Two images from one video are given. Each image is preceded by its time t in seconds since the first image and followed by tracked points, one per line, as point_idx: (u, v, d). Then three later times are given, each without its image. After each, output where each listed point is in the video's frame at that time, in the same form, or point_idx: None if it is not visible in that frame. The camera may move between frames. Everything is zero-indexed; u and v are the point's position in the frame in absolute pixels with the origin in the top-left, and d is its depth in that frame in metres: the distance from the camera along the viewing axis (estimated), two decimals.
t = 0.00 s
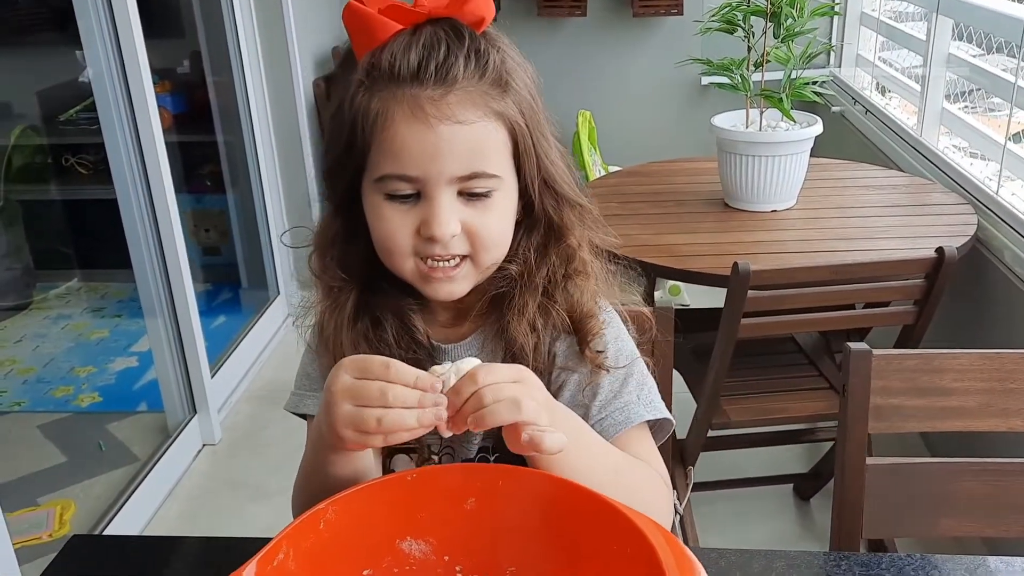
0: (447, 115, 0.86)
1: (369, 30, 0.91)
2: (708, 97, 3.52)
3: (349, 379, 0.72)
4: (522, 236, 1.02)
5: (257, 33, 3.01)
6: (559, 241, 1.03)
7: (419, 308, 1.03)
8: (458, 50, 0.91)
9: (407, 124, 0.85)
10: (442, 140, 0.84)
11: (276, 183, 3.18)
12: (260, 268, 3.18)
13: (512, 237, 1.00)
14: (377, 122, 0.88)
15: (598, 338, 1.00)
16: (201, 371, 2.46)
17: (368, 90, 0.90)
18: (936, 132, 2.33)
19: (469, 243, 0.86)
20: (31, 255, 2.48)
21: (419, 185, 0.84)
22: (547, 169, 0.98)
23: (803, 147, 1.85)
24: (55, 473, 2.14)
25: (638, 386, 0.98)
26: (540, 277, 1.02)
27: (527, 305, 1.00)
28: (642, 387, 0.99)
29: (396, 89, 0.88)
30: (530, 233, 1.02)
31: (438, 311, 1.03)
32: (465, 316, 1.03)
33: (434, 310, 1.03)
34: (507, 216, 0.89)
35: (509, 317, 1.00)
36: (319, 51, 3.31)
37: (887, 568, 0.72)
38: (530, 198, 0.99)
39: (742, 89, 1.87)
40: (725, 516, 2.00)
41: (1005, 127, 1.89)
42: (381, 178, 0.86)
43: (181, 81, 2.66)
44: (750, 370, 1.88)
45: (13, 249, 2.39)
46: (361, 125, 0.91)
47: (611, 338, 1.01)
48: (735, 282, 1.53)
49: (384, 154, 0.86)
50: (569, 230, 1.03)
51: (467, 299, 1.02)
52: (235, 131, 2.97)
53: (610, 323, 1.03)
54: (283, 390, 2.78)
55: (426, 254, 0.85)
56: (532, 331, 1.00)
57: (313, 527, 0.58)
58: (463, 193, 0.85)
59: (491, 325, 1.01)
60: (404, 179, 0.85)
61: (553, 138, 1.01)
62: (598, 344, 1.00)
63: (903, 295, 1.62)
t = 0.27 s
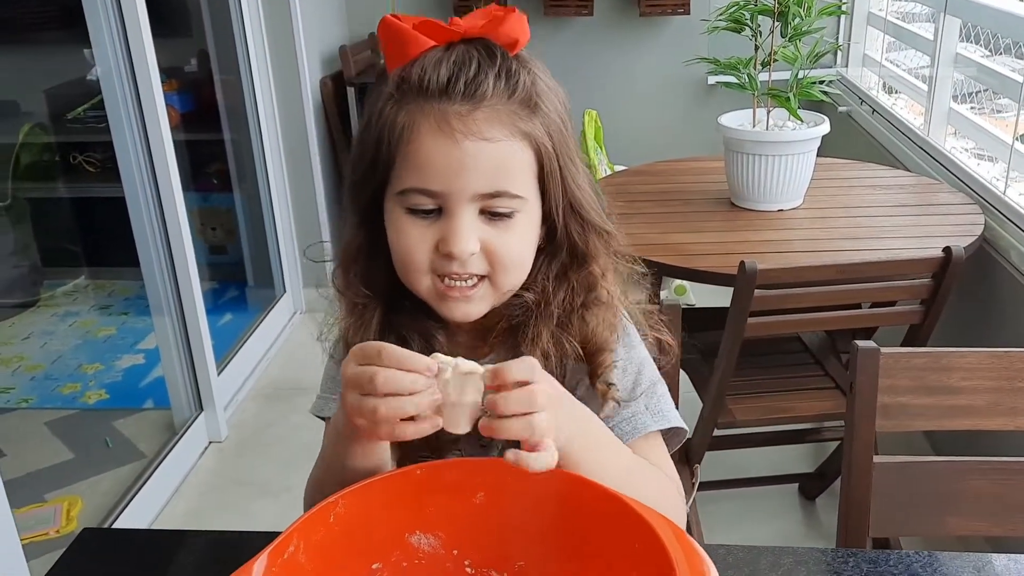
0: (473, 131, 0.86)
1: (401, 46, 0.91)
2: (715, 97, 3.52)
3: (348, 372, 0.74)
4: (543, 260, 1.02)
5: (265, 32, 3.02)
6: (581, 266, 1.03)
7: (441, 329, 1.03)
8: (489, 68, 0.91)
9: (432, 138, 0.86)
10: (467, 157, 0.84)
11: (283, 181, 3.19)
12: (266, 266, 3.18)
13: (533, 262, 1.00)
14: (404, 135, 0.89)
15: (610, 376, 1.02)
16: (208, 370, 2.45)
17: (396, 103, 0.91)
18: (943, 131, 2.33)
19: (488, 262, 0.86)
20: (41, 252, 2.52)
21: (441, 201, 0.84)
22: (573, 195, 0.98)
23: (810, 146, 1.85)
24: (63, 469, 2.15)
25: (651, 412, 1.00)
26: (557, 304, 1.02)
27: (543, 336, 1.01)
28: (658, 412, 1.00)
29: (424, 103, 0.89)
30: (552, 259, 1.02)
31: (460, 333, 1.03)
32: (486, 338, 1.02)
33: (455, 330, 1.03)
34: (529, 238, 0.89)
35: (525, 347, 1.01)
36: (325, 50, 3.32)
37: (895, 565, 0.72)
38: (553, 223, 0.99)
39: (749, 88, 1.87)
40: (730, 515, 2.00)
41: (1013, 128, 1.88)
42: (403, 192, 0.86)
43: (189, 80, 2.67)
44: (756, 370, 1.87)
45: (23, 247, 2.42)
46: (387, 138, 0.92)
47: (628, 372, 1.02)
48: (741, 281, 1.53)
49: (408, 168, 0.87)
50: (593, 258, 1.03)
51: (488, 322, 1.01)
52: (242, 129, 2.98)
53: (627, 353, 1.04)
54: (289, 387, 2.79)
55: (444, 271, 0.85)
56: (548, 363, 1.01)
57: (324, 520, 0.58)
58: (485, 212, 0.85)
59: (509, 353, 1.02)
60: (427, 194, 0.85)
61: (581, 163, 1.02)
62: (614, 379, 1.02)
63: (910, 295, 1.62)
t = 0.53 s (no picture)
0: (496, 154, 0.87)
1: (433, 71, 0.94)
2: (718, 97, 3.51)
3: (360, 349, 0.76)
4: (561, 292, 1.05)
5: (269, 31, 3.01)
6: (595, 299, 1.05)
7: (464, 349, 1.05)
8: (516, 96, 0.94)
9: (456, 159, 0.87)
10: (488, 178, 0.85)
11: (286, 180, 3.19)
12: (269, 264, 3.18)
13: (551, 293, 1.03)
14: (428, 156, 0.90)
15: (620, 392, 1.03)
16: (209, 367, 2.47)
17: (422, 126, 0.93)
18: (948, 133, 2.32)
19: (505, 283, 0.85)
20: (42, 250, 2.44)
21: (461, 221, 0.85)
22: (592, 224, 1.00)
23: (814, 147, 1.84)
24: (65, 467, 2.15)
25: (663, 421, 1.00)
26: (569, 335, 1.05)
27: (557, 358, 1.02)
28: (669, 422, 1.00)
29: (449, 126, 0.91)
30: (569, 291, 1.05)
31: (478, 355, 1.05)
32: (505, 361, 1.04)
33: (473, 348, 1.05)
34: (548, 263, 0.88)
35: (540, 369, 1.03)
36: (329, 48, 3.31)
37: (899, 566, 0.72)
38: (571, 253, 1.01)
39: (754, 88, 1.87)
40: (732, 516, 2.00)
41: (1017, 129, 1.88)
42: (423, 211, 0.87)
43: (192, 78, 2.67)
44: (759, 370, 1.87)
45: (24, 245, 2.35)
46: (412, 158, 0.93)
47: (637, 388, 1.03)
48: (745, 282, 1.53)
49: (430, 187, 0.88)
50: (607, 291, 1.05)
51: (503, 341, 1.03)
52: (245, 127, 2.98)
53: (637, 375, 1.04)
54: (291, 386, 2.79)
55: (459, 291, 0.85)
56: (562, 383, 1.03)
57: (326, 516, 0.58)
58: (505, 234, 0.85)
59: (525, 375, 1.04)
60: (447, 213, 0.85)
61: (603, 197, 1.03)
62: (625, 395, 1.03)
63: (913, 296, 1.61)
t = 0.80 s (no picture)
0: (537, 141, 0.86)
1: (482, 57, 0.95)
2: (722, 95, 3.49)
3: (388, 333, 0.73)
4: (582, 290, 1.05)
5: (270, 27, 2.99)
6: (616, 299, 1.04)
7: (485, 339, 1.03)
8: (560, 88, 0.93)
9: (496, 141, 0.87)
10: (528, 163, 0.84)
11: (286, 177, 3.16)
12: (269, 262, 3.16)
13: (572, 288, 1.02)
14: (468, 135, 0.90)
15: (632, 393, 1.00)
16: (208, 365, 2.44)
17: (465, 107, 0.93)
18: (953, 132, 2.30)
19: (534, 271, 0.83)
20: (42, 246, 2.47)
21: (497, 204, 0.84)
22: (621, 222, 1.00)
23: (819, 145, 1.83)
24: (61, 464, 2.14)
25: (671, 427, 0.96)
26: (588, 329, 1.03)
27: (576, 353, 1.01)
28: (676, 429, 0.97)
29: (491, 108, 0.90)
30: (589, 290, 1.05)
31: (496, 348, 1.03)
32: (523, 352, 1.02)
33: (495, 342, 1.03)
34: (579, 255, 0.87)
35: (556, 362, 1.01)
36: (330, 45, 3.30)
37: (903, 568, 0.70)
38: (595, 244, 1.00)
39: (758, 86, 1.85)
40: (734, 516, 1.98)
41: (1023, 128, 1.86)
42: (458, 190, 0.86)
43: (192, 74, 2.65)
44: (762, 370, 1.85)
45: (23, 241, 2.37)
46: (450, 138, 0.92)
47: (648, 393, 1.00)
48: (748, 281, 1.51)
49: (467, 168, 0.87)
50: (627, 289, 1.04)
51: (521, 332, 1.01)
52: (245, 123, 2.96)
53: (648, 378, 1.01)
54: (290, 384, 2.77)
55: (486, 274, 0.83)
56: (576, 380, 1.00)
57: (323, 515, 0.56)
58: (539, 221, 0.84)
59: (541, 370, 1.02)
60: (483, 195, 0.84)
61: (633, 202, 1.03)
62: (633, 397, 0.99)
63: (918, 296, 1.60)
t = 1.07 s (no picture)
0: (523, 117, 0.87)
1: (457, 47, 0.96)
2: (722, 93, 3.50)
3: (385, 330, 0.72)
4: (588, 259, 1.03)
5: (271, 25, 2.99)
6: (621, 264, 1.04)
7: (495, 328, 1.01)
8: (535, 63, 0.94)
9: (482, 124, 0.87)
10: (516, 140, 0.85)
11: (286, 174, 3.17)
12: (269, 259, 3.17)
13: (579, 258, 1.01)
14: (454, 124, 0.90)
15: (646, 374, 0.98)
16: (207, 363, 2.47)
17: (447, 98, 0.93)
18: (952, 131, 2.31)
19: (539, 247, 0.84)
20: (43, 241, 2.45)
21: (493, 185, 0.84)
22: (616, 188, 1.00)
23: (818, 145, 1.83)
24: (63, 461, 2.14)
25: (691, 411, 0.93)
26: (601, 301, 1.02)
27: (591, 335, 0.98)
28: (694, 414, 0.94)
29: (473, 93, 0.91)
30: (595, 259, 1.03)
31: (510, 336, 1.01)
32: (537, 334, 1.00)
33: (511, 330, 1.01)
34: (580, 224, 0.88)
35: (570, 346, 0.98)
36: (331, 42, 3.30)
37: (901, 568, 0.71)
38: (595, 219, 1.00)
39: (758, 85, 1.85)
40: (733, 514, 1.99)
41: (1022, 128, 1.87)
42: (454, 179, 0.86)
43: (194, 72, 2.65)
44: (761, 369, 1.86)
45: (24, 238, 2.36)
46: (437, 129, 0.93)
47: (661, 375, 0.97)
48: (747, 280, 1.52)
49: (457, 156, 0.88)
50: (631, 254, 1.04)
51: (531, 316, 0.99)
52: (246, 121, 2.97)
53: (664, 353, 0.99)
54: (291, 381, 2.78)
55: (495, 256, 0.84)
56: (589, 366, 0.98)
57: (321, 515, 0.57)
58: (537, 194, 0.85)
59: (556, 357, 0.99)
60: (479, 178, 0.85)
61: (626, 167, 1.03)
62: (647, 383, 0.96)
63: (917, 295, 1.60)
